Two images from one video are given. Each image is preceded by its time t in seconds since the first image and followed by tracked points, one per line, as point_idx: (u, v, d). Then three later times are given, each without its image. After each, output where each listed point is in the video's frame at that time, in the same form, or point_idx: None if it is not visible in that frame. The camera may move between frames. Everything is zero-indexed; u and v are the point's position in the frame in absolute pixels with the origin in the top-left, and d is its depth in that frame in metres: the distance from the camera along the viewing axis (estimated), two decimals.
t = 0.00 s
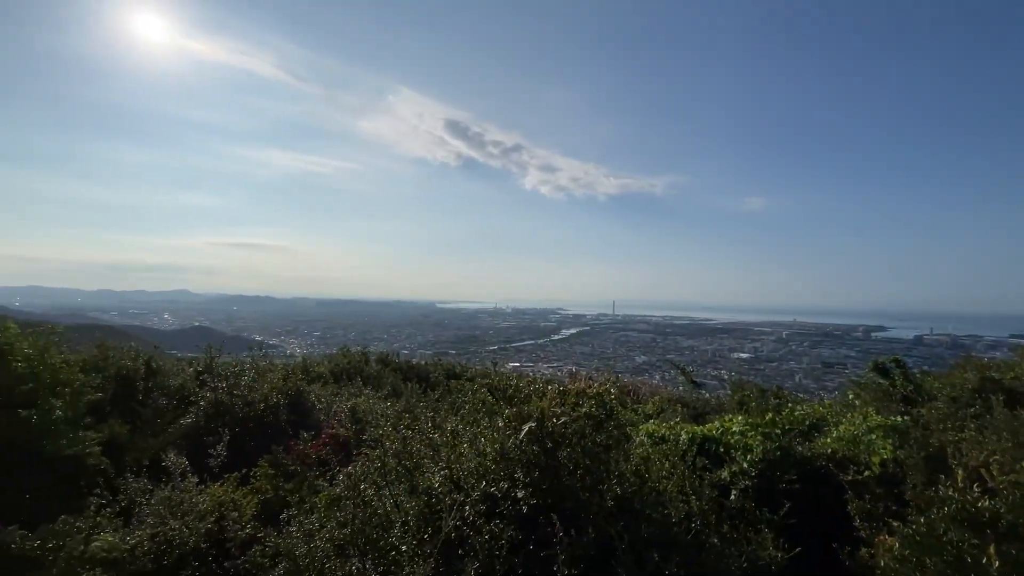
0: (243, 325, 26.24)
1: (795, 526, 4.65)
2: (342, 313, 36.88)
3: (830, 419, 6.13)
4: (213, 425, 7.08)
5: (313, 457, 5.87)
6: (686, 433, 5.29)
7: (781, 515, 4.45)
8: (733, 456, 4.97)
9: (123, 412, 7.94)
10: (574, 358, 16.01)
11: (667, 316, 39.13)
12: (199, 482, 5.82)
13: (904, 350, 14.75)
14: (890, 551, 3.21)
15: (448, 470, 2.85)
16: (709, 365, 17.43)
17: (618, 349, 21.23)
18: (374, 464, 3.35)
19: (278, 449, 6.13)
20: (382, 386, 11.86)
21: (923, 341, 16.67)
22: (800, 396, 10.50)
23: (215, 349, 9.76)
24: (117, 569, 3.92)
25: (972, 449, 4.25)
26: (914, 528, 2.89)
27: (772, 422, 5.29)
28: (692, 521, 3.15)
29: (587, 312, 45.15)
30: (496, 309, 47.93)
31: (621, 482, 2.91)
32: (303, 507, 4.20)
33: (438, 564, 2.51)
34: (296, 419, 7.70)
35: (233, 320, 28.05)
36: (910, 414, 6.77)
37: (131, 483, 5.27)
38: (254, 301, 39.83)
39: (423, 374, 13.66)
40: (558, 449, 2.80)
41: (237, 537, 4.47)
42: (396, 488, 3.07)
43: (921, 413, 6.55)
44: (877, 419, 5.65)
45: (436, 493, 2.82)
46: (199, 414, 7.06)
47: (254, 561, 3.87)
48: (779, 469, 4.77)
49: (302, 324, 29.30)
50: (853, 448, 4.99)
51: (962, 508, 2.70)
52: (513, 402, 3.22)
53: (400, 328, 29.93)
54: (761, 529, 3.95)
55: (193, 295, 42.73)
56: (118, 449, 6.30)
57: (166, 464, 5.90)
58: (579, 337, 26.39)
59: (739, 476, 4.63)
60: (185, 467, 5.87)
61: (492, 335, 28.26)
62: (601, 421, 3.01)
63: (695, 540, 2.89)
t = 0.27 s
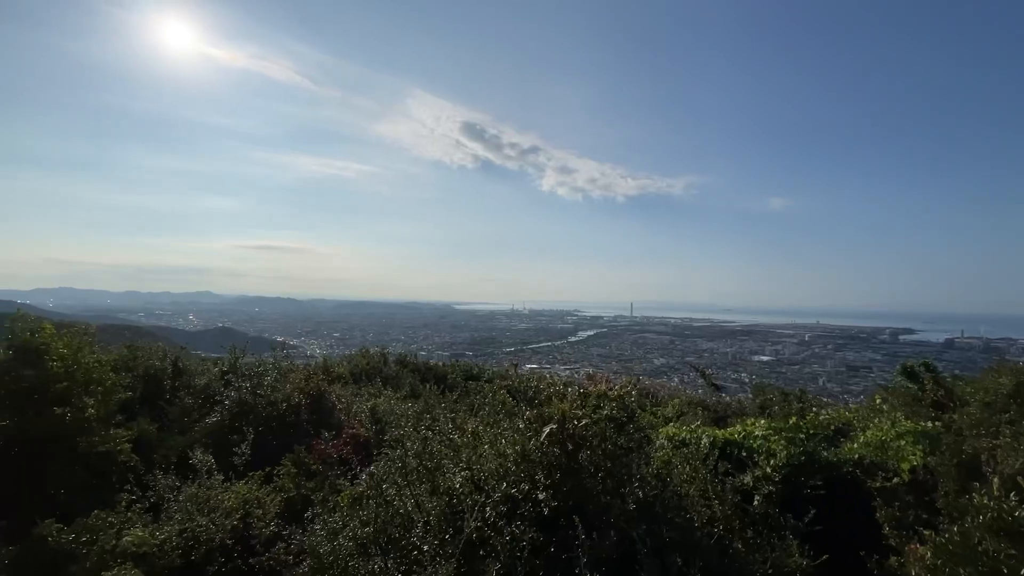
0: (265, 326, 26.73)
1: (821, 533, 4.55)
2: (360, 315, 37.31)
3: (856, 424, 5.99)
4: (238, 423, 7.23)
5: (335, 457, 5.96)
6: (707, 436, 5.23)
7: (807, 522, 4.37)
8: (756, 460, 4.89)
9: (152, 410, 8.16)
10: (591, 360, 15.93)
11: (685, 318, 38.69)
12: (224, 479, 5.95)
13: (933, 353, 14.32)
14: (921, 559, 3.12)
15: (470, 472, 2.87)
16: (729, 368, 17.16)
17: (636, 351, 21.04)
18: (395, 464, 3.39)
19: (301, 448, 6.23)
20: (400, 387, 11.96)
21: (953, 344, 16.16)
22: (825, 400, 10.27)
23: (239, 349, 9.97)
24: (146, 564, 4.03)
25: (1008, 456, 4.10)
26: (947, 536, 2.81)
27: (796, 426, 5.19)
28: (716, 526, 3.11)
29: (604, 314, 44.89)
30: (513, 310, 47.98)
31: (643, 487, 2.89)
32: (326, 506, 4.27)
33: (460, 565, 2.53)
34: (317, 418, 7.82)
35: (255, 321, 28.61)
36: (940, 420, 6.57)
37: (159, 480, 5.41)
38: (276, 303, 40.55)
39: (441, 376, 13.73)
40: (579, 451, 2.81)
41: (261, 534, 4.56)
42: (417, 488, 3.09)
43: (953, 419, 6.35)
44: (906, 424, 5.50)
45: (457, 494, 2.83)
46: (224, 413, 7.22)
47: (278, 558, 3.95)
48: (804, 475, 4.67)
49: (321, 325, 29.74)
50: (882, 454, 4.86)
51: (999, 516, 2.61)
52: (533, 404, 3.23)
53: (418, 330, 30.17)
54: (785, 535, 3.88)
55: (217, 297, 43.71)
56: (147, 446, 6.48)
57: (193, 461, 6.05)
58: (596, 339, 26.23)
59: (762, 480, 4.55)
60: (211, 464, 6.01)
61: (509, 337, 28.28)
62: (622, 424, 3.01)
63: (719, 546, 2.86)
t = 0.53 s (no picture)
0: (286, 326, 27.21)
1: (848, 540, 4.46)
2: (379, 316, 37.70)
3: (884, 429, 5.84)
4: (262, 422, 7.37)
5: (356, 456, 6.04)
6: (729, 439, 5.16)
7: (833, 528, 4.28)
8: (781, 464, 4.80)
9: (179, 409, 8.37)
10: (609, 362, 15.83)
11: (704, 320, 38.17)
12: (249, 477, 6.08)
13: (964, 357, 13.86)
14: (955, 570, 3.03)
15: (492, 472, 2.88)
16: (751, 371, 16.87)
17: (654, 353, 20.82)
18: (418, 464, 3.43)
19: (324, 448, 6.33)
20: (419, 388, 12.05)
21: (986, 348, 15.61)
22: (850, 404, 10.03)
23: (262, 350, 10.16)
24: (175, 558, 4.22)
25: None
26: (983, 546, 2.72)
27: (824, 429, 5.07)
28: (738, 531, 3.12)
29: (622, 316, 44.62)
30: (530, 312, 48.00)
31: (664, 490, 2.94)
32: (349, 505, 4.33)
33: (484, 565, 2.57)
34: (338, 418, 7.93)
35: (276, 322, 29.09)
36: (974, 425, 6.36)
37: (188, 476, 5.55)
38: (297, 304, 41.24)
39: (459, 377, 13.79)
40: (601, 453, 2.81)
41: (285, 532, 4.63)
42: (440, 488, 3.12)
43: (987, 425, 6.14)
44: (937, 429, 5.34)
45: (479, 494, 2.84)
46: (249, 412, 7.38)
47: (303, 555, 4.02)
48: (830, 480, 4.58)
49: (341, 326, 30.12)
50: (912, 460, 4.73)
51: None
52: (555, 405, 3.22)
53: (435, 331, 30.34)
54: (812, 542, 3.80)
55: (240, 298, 44.67)
56: (175, 444, 6.65)
57: (219, 459, 6.20)
58: (614, 340, 26.04)
59: (787, 485, 4.46)
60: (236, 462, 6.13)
61: (526, 338, 28.26)
62: (644, 427, 3.00)
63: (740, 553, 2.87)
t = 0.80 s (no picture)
0: (306, 327, 27.65)
1: (875, 548, 4.35)
2: (397, 317, 38.04)
3: (914, 435, 5.67)
4: (284, 422, 7.51)
5: (376, 456, 6.11)
6: (752, 443, 5.08)
7: (860, 536, 4.18)
8: (805, 469, 4.71)
9: (204, 408, 8.57)
10: (627, 364, 15.70)
11: (724, 322, 37.57)
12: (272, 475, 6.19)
13: (997, 360, 13.40)
14: None
15: (512, 473, 2.88)
16: (773, 374, 16.55)
17: (673, 355, 20.57)
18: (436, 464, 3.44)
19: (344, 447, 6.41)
20: (437, 389, 12.12)
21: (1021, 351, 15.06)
22: (877, 409, 9.76)
23: (284, 350, 10.35)
24: (201, 554, 4.27)
25: None
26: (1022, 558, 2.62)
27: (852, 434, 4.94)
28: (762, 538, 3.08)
29: (640, 317, 44.26)
30: (547, 313, 47.93)
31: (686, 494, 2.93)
32: (369, 505, 4.37)
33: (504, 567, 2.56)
34: (358, 418, 8.03)
35: (297, 323, 29.60)
36: (1009, 432, 6.14)
37: (213, 474, 5.67)
38: (317, 306, 41.88)
39: (476, 378, 13.84)
40: (622, 456, 2.80)
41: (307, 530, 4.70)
42: (460, 489, 3.13)
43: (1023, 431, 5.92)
44: (970, 435, 5.17)
45: (499, 495, 2.84)
46: (271, 411, 7.52)
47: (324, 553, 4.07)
48: (857, 487, 4.47)
49: (359, 327, 30.48)
50: (944, 467, 4.59)
51: None
52: (575, 408, 3.23)
53: (452, 332, 30.49)
54: (839, 550, 3.71)
55: (262, 299, 45.55)
56: (201, 442, 6.80)
57: (243, 457, 6.33)
58: (633, 342, 25.83)
59: (811, 491, 4.38)
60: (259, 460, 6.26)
61: (543, 340, 28.20)
62: (666, 430, 2.98)
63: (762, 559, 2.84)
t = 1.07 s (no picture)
0: (325, 328, 28.03)
1: (905, 558, 4.23)
2: (415, 319, 38.31)
3: (945, 441, 5.50)
4: (306, 422, 7.62)
5: (396, 456, 6.16)
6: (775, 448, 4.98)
7: (889, 544, 4.07)
8: (831, 476, 4.60)
9: (229, 407, 8.76)
10: (646, 366, 15.54)
11: (745, 324, 36.95)
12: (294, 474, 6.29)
13: None
14: None
15: (532, 475, 2.89)
16: (795, 377, 16.22)
17: (692, 358, 20.30)
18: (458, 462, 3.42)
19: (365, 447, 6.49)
20: (455, 390, 12.17)
21: None
22: (905, 414, 9.49)
23: (306, 351, 10.53)
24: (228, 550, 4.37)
25: None
26: None
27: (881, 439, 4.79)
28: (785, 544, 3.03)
29: (658, 318, 43.82)
30: (564, 314, 47.77)
31: (710, 498, 2.90)
32: (391, 505, 4.42)
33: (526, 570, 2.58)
34: (378, 419, 8.11)
35: (317, 325, 30.05)
36: None
37: (238, 472, 5.79)
38: (337, 307, 42.44)
39: (494, 380, 13.86)
40: (643, 459, 2.78)
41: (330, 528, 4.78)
42: (480, 490, 3.14)
43: None
44: (1005, 442, 4.99)
45: (519, 497, 2.85)
46: (294, 411, 7.65)
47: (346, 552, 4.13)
48: (886, 494, 4.35)
49: (377, 328, 30.79)
50: (978, 475, 4.43)
51: None
52: (597, 410, 3.20)
53: (470, 334, 30.60)
54: (868, 559, 3.62)
55: (283, 301, 46.34)
56: (227, 441, 6.95)
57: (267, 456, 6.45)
58: (651, 344, 25.58)
59: (838, 498, 4.27)
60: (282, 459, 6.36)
61: (561, 341, 28.10)
62: (688, 433, 2.95)
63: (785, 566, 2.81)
